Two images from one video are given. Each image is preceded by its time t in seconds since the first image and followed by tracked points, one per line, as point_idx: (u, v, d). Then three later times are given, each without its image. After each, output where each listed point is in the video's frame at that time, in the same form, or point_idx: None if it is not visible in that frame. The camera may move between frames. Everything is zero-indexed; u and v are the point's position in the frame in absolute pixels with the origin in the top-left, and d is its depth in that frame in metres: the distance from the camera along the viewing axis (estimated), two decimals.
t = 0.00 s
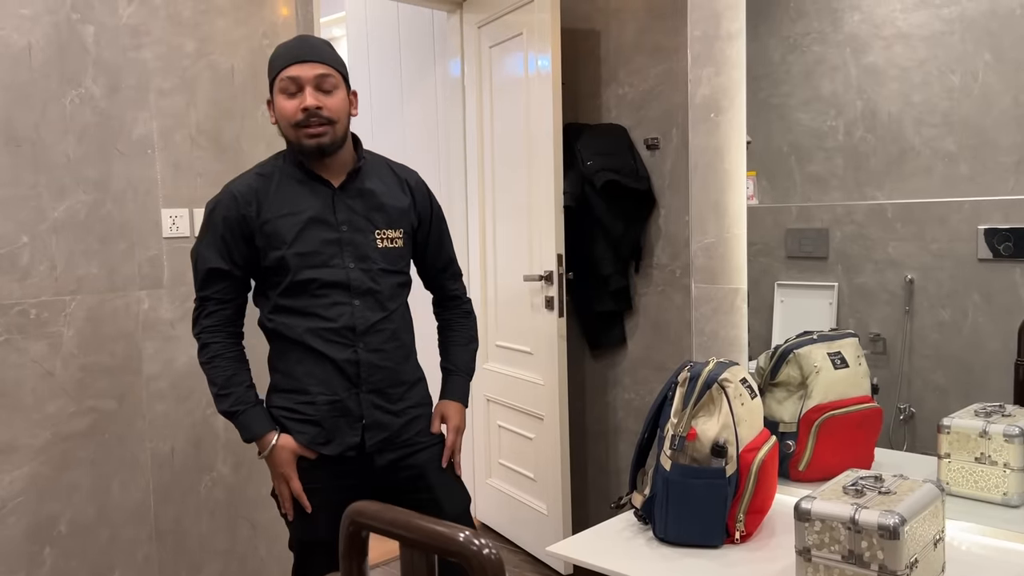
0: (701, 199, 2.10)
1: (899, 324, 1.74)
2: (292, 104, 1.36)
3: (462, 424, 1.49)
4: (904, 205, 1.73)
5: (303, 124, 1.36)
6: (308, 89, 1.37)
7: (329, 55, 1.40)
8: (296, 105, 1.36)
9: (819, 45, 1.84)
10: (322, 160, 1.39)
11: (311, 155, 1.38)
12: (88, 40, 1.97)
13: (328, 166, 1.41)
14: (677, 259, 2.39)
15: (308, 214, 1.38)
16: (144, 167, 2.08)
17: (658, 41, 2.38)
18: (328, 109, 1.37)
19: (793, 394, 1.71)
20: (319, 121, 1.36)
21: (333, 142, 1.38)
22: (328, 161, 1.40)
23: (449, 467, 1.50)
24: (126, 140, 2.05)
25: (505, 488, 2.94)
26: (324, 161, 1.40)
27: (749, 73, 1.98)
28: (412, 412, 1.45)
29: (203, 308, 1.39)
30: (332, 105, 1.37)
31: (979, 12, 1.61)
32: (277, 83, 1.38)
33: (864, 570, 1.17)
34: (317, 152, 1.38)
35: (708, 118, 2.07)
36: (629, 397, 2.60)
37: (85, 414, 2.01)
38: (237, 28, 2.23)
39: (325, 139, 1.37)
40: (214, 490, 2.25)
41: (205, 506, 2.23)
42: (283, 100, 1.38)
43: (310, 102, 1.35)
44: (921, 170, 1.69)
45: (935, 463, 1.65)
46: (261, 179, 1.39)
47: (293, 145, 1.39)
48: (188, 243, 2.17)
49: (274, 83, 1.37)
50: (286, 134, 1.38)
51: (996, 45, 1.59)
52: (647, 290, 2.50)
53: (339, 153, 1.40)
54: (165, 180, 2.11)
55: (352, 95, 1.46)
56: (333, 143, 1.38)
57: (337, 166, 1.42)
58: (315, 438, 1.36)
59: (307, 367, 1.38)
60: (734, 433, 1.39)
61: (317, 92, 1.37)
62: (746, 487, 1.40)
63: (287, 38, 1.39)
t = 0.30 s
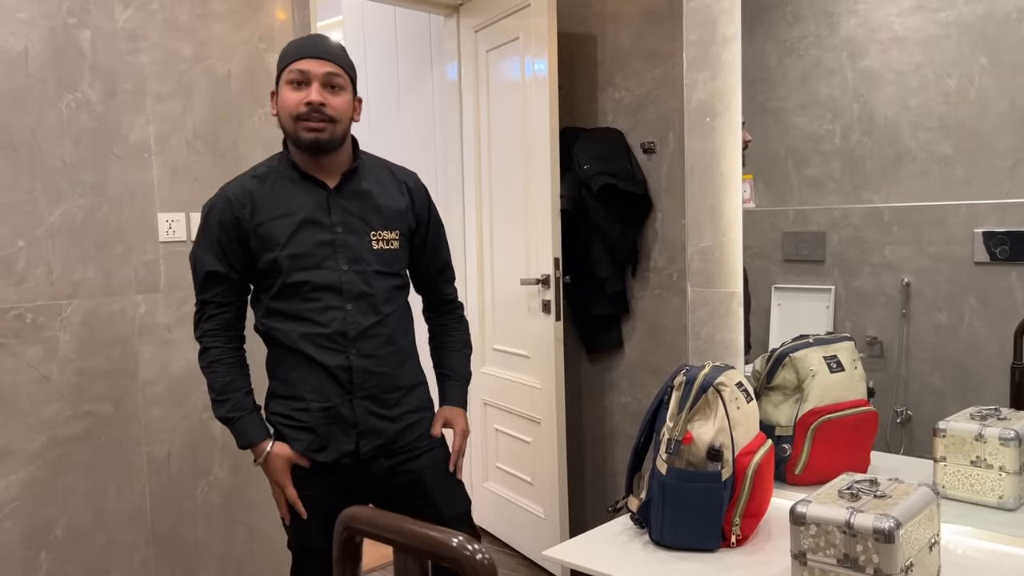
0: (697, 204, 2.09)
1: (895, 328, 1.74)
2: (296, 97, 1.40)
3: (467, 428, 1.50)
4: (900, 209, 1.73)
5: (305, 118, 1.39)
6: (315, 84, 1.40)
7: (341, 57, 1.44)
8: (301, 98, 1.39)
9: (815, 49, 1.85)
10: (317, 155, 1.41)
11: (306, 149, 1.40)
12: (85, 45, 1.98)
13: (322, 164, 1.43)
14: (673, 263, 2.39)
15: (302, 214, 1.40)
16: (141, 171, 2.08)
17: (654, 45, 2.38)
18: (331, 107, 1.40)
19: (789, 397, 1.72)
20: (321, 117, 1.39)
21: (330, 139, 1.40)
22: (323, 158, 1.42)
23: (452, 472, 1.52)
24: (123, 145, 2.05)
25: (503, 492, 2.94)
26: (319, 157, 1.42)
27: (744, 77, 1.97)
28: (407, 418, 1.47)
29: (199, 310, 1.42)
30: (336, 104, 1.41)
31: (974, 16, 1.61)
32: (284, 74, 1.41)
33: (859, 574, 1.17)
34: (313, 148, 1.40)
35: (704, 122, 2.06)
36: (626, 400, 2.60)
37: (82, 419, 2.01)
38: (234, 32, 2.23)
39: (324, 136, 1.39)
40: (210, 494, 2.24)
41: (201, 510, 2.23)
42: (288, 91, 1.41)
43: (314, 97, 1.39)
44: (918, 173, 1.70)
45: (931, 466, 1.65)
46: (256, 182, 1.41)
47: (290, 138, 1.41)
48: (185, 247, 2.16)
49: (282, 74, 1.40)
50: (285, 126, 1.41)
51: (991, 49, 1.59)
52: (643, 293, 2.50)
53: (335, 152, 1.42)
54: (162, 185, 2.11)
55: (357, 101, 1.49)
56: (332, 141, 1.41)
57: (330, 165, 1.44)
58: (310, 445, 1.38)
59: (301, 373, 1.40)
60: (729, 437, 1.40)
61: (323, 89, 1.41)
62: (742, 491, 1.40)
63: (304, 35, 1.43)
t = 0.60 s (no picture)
0: (694, 206, 2.09)
1: (892, 329, 1.74)
2: (333, 98, 1.42)
3: (485, 441, 1.54)
4: (896, 211, 1.74)
5: (340, 119, 1.41)
6: (352, 87, 1.43)
7: (379, 62, 1.46)
8: (338, 100, 1.41)
9: (811, 52, 1.85)
10: (350, 157, 1.43)
11: (339, 150, 1.42)
12: (81, 46, 1.97)
13: (354, 166, 1.46)
14: (670, 264, 2.39)
15: (330, 215, 1.43)
16: (137, 173, 2.08)
17: (651, 48, 2.38)
18: (367, 110, 1.42)
19: (785, 399, 1.72)
20: (356, 119, 1.41)
21: (364, 142, 1.42)
22: (355, 160, 1.44)
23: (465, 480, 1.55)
24: (119, 146, 2.05)
25: (501, 494, 2.93)
26: (351, 159, 1.44)
27: (740, 79, 1.97)
28: (428, 422, 1.49)
29: (227, 303, 1.47)
30: (372, 107, 1.43)
31: (970, 18, 1.62)
32: (323, 75, 1.44)
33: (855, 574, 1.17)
34: (347, 150, 1.42)
35: (700, 124, 2.06)
36: (623, 402, 2.60)
37: (78, 420, 2.00)
38: (230, 34, 2.23)
39: (358, 139, 1.42)
40: (206, 496, 2.24)
41: (197, 512, 2.22)
42: (326, 92, 1.43)
43: (351, 99, 1.41)
44: (914, 175, 1.70)
45: (927, 467, 1.66)
46: (289, 182, 1.45)
47: (325, 139, 1.43)
48: (181, 249, 2.16)
49: (321, 75, 1.43)
50: (321, 126, 1.43)
51: (986, 51, 1.60)
52: (640, 295, 2.50)
53: (367, 155, 1.44)
54: (158, 186, 2.11)
55: (393, 106, 1.52)
56: (365, 144, 1.43)
57: (361, 167, 1.46)
58: (331, 443, 1.42)
59: (325, 371, 1.43)
60: (726, 438, 1.40)
61: (360, 92, 1.43)
62: (738, 492, 1.40)
63: (346, 39, 1.46)
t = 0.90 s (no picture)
0: (692, 209, 2.09)
1: (889, 332, 1.75)
2: (373, 101, 1.45)
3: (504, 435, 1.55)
4: (892, 213, 1.74)
5: (380, 122, 1.44)
6: (391, 90, 1.46)
7: (418, 68, 1.50)
8: (378, 103, 1.45)
9: (808, 55, 1.86)
10: (389, 159, 1.45)
11: (378, 152, 1.45)
12: (78, 49, 1.97)
13: (392, 169, 1.48)
14: (667, 267, 2.40)
15: (368, 219, 1.46)
16: (134, 175, 2.08)
17: (649, 51, 2.39)
18: (406, 113, 1.45)
19: (783, 401, 1.72)
20: (395, 121, 1.44)
21: (403, 144, 1.45)
22: (393, 162, 1.47)
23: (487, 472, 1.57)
24: (116, 149, 2.04)
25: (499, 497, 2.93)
26: (389, 161, 1.46)
27: (737, 82, 1.98)
28: (454, 422, 1.51)
29: (261, 296, 1.49)
30: (411, 110, 1.46)
31: (965, 22, 1.62)
32: (363, 80, 1.47)
33: None
34: (386, 152, 1.45)
35: (698, 126, 2.06)
36: (621, 405, 2.60)
37: (74, 424, 2.00)
38: (228, 36, 2.23)
39: (397, 141, 1.44)
40: (204, 499, 2.23)
41: (194, 516, 2.22)
42: (365, 97, 1.46)
43: (390, 102, 1.44)
44: (910, 178, 1.71)
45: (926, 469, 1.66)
46: (329, 183, 1.48)
47: (365, 142, 1.46)
48: (178, 252, 2.16)
49: (361, 79, 1.46)
50: (361, 130, 1.46)
51: (982, 55, 1.60)
52: (638, 297, 2.50)
53: (406, 157, 1.47)
54: (156, 190, 2.11)
55: (430, 111, 1.55)
56: (404, 146, 1.46)
57: (399, 170, 1.49)
58: (361, 440, 1.45)
59: (357, 371, 1.47)
60: (724, 440, 1.40)
61: (399, 96, 1.46)
62: (737, 494, 1.40)
63: (385, 44, 1.49)
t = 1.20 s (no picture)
0: (688, 212, 2.08)
1: (885, 334, 1.75)
2: (395, 105, 1.47)
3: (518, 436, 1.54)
4: (888, 216, 1.74)
5: (403, 124, 1.46)
6: (412, 93, 1.48)
7: (437, 74, 1.53)
8: (400, 106, 1.47)
9: (804, 58, 1.86)
10: (413, 160, 1.47)
11: (401, 154, 1.46)
12: (75, 51, 1.97)
13: (415, 171, 1.49)
14: (664, 270, 2.40)
15: (390, 224, 1.47)
16: (131, 178, 2.07)
17: (646, 54, 2.39)
18: (428, 114, 1.47)
19: (780, 404, 1.72)
20: (418, 122, 1.46)
21: (426, 145, 1.47)
22: (416, 163, 1.48)
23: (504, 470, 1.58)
24: (113, 151, 2.04)
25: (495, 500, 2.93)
26: (412, 162, 1.48)
27: (734, 86, 1.98)
28: (470, 422, 1.52)
29: (286, 297, 1.49)
30: (432, 111, 1.48)
31: (961, 25, 1.63)
32: (384, 87, 1.50)
33: None
34: (410, 153, 1.46)
35: (694, 129, 2.06)
36: (618, 407, 2.60)
37: (70, 427, 1.99)
38: (225, 39, 2.23)
39: (420, 141, 1.46)
40: (200, 503, 2.23)
41: (191, 519, 2.21)
42: (387, 102, 1.49)
43: (412, 104, 1.46)
44: (906, 181, 1.71)
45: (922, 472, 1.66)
46: (353, 189, 1.48)
47: (388, 145, 1.47)
48: (174, 254, 2.15)
49: (382, 86, 1.49)
50: (384, 134, 1.47)
51: (978, 58, 1.61)
52: (634, 300, 2.51)
53: (429, 158, 1.48)
54: (152, 192, 2.11)
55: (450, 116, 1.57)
56: (427, 146, 1.47)
57: (422, 172, 1.50)
58: (379, 440, 1.46)
59: (377, 373, 1.47)
60: (721, 443, 1.40)
61: (419, 99, 1.48)
62: (733, 498, 1.40)
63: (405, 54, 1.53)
